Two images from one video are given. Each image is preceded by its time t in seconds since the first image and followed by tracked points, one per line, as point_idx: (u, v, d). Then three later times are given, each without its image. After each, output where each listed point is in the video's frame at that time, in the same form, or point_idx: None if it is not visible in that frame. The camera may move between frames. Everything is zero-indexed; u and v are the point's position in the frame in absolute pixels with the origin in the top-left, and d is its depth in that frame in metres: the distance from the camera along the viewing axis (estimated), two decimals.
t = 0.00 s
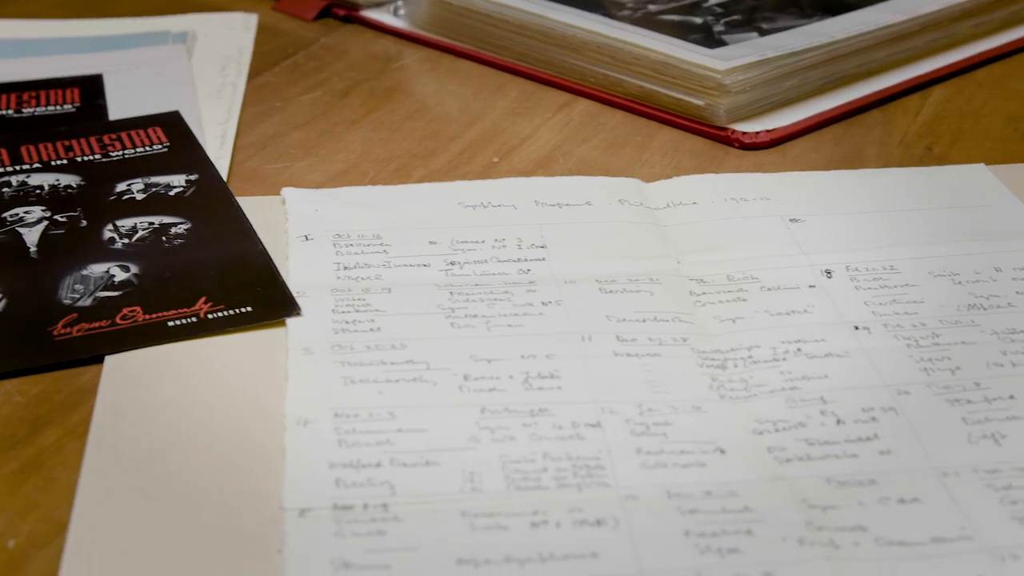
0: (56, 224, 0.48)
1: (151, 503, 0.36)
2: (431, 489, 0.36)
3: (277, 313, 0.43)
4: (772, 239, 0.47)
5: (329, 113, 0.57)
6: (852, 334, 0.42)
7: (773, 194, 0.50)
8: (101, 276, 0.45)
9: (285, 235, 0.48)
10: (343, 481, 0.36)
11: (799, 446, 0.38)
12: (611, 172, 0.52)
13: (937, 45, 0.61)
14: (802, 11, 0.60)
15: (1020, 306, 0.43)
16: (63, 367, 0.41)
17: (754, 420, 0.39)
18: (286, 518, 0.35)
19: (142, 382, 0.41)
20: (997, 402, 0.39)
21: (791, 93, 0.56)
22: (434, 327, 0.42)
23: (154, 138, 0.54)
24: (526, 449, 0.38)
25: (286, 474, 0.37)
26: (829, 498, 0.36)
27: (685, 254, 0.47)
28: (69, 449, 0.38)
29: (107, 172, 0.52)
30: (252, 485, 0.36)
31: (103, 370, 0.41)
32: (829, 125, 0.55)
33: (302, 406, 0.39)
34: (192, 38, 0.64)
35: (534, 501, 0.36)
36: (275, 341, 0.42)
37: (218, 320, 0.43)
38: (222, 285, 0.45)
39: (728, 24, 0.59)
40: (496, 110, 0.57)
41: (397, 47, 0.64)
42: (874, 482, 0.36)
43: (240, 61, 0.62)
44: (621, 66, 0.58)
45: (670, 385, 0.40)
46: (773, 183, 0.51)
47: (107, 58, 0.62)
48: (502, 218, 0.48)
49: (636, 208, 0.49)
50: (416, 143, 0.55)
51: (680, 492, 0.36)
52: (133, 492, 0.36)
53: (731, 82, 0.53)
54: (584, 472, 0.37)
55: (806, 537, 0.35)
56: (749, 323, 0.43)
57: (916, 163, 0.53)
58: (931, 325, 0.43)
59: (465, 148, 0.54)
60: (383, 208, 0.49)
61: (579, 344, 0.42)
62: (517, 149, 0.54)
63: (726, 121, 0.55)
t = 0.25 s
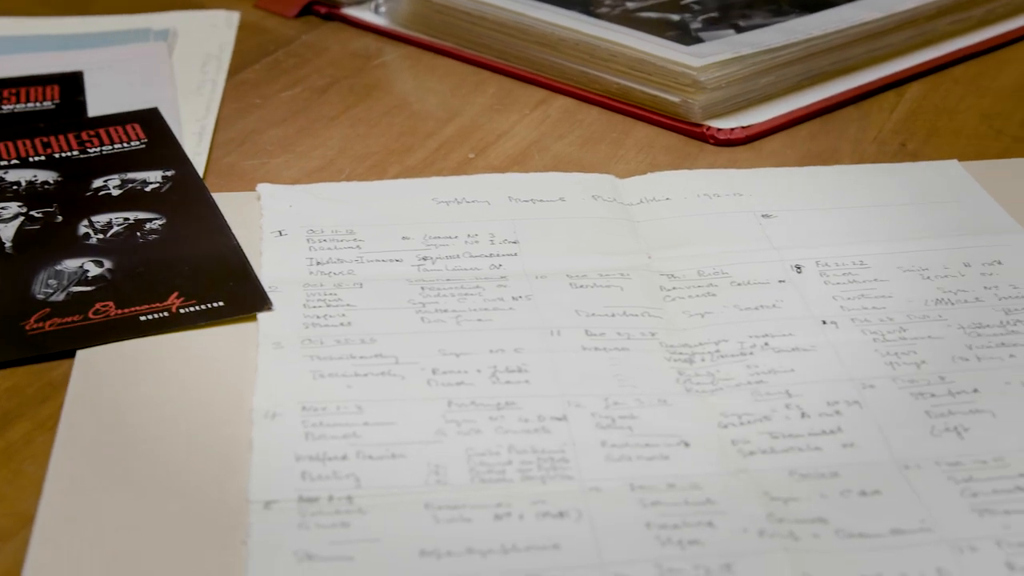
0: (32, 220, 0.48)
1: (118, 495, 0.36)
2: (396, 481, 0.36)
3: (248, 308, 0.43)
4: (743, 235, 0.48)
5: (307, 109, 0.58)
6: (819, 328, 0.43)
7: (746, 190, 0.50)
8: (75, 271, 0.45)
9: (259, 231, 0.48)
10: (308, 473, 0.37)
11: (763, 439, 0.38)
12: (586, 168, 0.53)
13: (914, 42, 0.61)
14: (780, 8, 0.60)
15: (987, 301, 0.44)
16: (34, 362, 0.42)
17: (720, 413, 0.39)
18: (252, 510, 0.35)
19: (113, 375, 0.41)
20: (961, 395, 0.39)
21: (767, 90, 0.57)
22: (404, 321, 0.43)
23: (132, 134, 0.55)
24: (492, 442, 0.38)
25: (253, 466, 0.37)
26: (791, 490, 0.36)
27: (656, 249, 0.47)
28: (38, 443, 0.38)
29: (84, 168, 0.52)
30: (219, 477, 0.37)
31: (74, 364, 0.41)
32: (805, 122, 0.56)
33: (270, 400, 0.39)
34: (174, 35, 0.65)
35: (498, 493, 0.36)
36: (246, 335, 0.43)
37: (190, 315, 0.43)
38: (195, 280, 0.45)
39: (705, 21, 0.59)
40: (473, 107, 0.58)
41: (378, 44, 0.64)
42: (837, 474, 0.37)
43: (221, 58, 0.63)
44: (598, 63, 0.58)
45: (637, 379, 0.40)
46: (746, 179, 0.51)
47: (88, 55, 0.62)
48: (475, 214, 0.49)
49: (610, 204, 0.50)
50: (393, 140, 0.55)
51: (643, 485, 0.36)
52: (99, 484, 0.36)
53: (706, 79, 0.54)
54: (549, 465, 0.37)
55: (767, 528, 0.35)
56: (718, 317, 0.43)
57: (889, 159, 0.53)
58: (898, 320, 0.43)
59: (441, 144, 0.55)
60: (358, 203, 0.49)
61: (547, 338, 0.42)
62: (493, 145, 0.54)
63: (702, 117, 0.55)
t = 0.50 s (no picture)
0: (7, 215, 0.48)
1: (84, 487, 0.36)
2: (360, 473, 0.37)
3: (218, 303, 0.44)
4: (714, 230, 0.48)
5: (284, 106, 0.58)
6: (785, 323, 0.43)
7: (718, 186, 0.51)
8: (48, 266, 0.46)
9: (232, 226, 0.48)
10: (273, 466, 0.37)
11: (725, 432, 0.38)
12: (560, 164, 0.53)
13: (890, 39, 0.61)
14: (756, 5, 0.60)
15: (953, 295, 0.44)
16: (5, 356, 0.42)
17: (684, 406, 0.39)
18: (216, 502, 0.36)
19: (84, 369, 0.41)
20: (924, 389, 0.40)
21: (742, 86, 0.57)
22: (373, 316, 0.43)
23: (109, 131, 0.55)
24: (456, 435, 0.38)
25: (218, 459, 0.37)
26: (752, 482, 0.36)
27: (627, 245, 0.47)
28: (6, 435, 0.39)
29: (60, 165, 0.52)
30: (185, 470, 0.37)
31: (45, 357, 0.42)
32: (780, 118, 0.56)
33: (236, 393, 0.39)
34: (154, 33, 0.65)
35: (460, 485, 0.36)
36: (216, 330, 0.43)
37: (160, 309, 0.43)
38: (167, 275, 0.45)
39: (682, 18, 0.59)
40: (450, 104, 0.58)
41: (357, 42, 0.64)
42: (797, 467, 0.37)
43: (201, 55, 0.63)
44: (574, 60, 0.58)
45: (603, 373, 0.41)
46: (719, 175, 0.52)
47: (68, 53, 0.62)
48: (448, 209, 0.49)
49: (582, 199, 0.50)
50: (369, 136, 0.55)
51: (605, 477, 0.37)
52: (64, 476, 0.36)
53: (681, 76, 0.54)
54: (512, 458, 0.37)
55: (726, 520, 0.35)
56: (686, 312, 0.44)
57: (862, 156, 0.53)
58: (864, 314, 0.43)
59: (417, 141, 0.55)
60: (331, 199, 0.50)
61: (515, 333, 0.42)
62: (468, 141, 0.55)
63: (677, 114, 0.55)
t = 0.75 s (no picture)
0: None
1: (51, 481, 0.36)
2: (325, 466, 0.37)
3: (189, 298, 0.44)
4: (685, 226, 0.48)
5: (262, 103, 0.58)
6: (752, 318, 0.43)
7: (691, 182, 0.51)
8: (21, 261, 0.46)
9: (206, 222, 0.48)
10: (239, 459, 0.37)
11: (689, 425, 0.39)
12: (535, 160, 0.53)
13: (867, 37, 0.62)
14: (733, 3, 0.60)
15: (920, 290, 0.44)
16: None
17: (649, 400, 0.40)
18: (181, 495, 0.36)
19: (54, 364, 0.41)
20: (887, 382, 0.40)
21: (718, 83, 0.57)
22: (343, 310, 0.43)
23: (86, 127, 0.55)
24: (421, 428, 0.38)
25: (185, 452, 0.37)
26: (714, 475, 0.37)
27: (598, 240, 0.48)
28: None
29: (37, 161, 0.52)
30: (152, 463, 0.37)
31: (15, 352, 0.42)
32: (754, 115, 0.56)
33: (204, 386, 0.40)
34: (135, 30, 0.65)
35: (424, 478, 0.37)
36: (186, 325, 0.43)
37: (132, 304, 0.44)
38: (139, 271, 0.45)
39: (659, 16, 0.59)
40: (427, 101, 0.58)
41: (337, 40, 0.65)
42: (760, 460, 0.37)
43: (180, 52, 0.63)
44: (551, 58, 0.58)
45: (570, 367, 0.41)
46: (692, 172, 0.52)
47: (48, 51, 0.63)
48: (421, 205, 0.49)
49: (555, 195, 0.50)
50: (345, 133, 0.55)
51: (569, 470, 0.37)
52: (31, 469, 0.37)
53: (655, 74, 0.54)
54: (477, 451, 0.38)
55: (686, 512, 0.35)
56: (654, 307, 0.44)
57: (835, 152, 0.54)
58: (831, 309, 0.43)
59: (393, 138, 0.55)
60: (305, 195, 0.50)
61: (483, 327, 0.42)
62: (444, 138, 0.55)
63: (651, 111, 0.56)
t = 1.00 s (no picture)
0: None
1: (21, 475, 0.37)
2: (293, 459, 0.37)
3: (163, 293, 0.44)
4: (658, 222, 0.48)
5: (242, 101, 0.58)
6: (722, 313, 0.43)
7: (665, 178, 0.51)
8: None
9: (182, 218, 0.49)
10: (208, 452, 0.37)
11: (656, 419, 0.39)
12: (511, 157, 0.53)
13: (845, 35, 0.62)
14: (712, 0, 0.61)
15: (890, 286, 0.44)
16: None
17: (617, 394, 0.40)
18: (150, 488, 0.36)
19: (26, 358, 0.41)
20: (854, 376, 0.40)
21: (695, 80, 0.57)
22: (315, 306, 0.44)
23: (66, 124, 0.55)
24: (389, 422, 0.39)
25: (154, 445, 0.38)
26: (678, 468, 0.37)
27: (571, 236, 0.48)
28: None
29: (15, 158, 0.52)
30: (121, 456, 0.37)
31: None
32: (731, 112, 0.56)
33: (175, 380, 0.40)
34: (117, 28, 0.65)
35: (391, 471, 0.37)
36: (159, 320, 0.43)
37: (106, 300, 0.44)
38: (114, 267, 0.46)
39: (637, 13, 0.59)
40: (406, 98, 0.58)
41: (318, 37, 0.65)
42: (725, 453, 0.37)
43: (162, 50, 0.63)
44: (529, 55, 0.59)
45: (539, 361, 0.41)
46: (667, 168, 0.52)
47: (30, 48, 0.63)
48: (396, 201, 0.49)
49: (530, 191, 0.50)
50: (323, 130, 0.56)
51: (535, 463, 0.37)
52: None
53: (631, 71, 0.55)
54: (444, 444, 0.38)
55: (650, 505, 0.36)
56: (625, 302, 0.44)
57: (811, 149, 0.54)
58: (801, 304, 0.44)
59: (371, 135, 0.55)
60: (281, 192, 0.50)
61: (454, 322, 0.43)
62: (422, 135, 0.55)
63: (628, 108, 0.56)
